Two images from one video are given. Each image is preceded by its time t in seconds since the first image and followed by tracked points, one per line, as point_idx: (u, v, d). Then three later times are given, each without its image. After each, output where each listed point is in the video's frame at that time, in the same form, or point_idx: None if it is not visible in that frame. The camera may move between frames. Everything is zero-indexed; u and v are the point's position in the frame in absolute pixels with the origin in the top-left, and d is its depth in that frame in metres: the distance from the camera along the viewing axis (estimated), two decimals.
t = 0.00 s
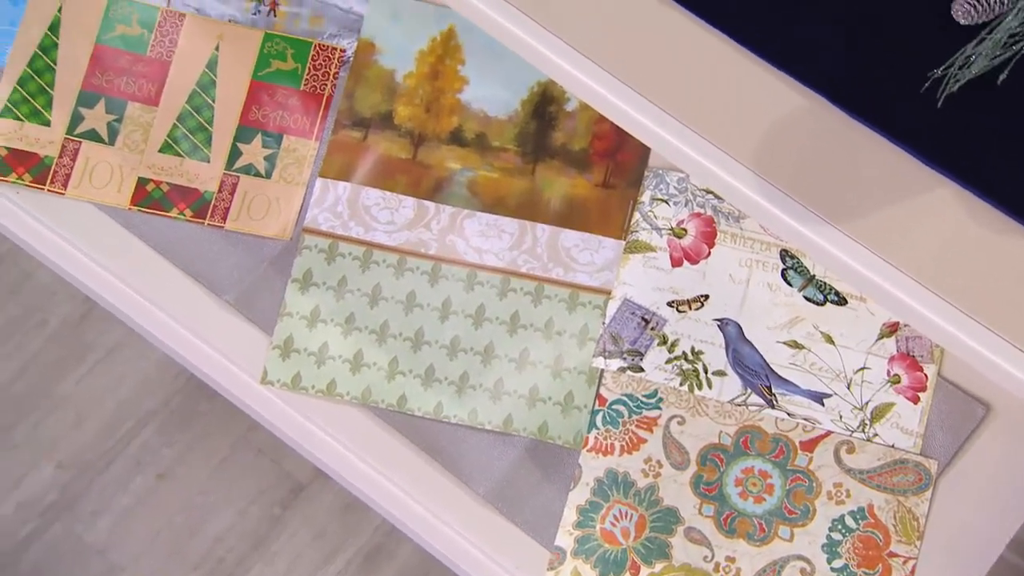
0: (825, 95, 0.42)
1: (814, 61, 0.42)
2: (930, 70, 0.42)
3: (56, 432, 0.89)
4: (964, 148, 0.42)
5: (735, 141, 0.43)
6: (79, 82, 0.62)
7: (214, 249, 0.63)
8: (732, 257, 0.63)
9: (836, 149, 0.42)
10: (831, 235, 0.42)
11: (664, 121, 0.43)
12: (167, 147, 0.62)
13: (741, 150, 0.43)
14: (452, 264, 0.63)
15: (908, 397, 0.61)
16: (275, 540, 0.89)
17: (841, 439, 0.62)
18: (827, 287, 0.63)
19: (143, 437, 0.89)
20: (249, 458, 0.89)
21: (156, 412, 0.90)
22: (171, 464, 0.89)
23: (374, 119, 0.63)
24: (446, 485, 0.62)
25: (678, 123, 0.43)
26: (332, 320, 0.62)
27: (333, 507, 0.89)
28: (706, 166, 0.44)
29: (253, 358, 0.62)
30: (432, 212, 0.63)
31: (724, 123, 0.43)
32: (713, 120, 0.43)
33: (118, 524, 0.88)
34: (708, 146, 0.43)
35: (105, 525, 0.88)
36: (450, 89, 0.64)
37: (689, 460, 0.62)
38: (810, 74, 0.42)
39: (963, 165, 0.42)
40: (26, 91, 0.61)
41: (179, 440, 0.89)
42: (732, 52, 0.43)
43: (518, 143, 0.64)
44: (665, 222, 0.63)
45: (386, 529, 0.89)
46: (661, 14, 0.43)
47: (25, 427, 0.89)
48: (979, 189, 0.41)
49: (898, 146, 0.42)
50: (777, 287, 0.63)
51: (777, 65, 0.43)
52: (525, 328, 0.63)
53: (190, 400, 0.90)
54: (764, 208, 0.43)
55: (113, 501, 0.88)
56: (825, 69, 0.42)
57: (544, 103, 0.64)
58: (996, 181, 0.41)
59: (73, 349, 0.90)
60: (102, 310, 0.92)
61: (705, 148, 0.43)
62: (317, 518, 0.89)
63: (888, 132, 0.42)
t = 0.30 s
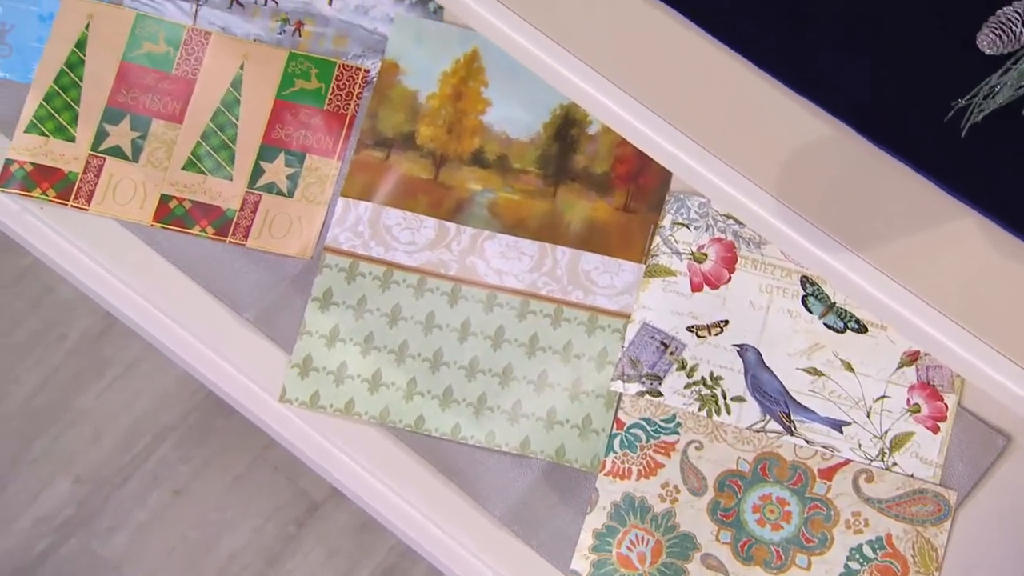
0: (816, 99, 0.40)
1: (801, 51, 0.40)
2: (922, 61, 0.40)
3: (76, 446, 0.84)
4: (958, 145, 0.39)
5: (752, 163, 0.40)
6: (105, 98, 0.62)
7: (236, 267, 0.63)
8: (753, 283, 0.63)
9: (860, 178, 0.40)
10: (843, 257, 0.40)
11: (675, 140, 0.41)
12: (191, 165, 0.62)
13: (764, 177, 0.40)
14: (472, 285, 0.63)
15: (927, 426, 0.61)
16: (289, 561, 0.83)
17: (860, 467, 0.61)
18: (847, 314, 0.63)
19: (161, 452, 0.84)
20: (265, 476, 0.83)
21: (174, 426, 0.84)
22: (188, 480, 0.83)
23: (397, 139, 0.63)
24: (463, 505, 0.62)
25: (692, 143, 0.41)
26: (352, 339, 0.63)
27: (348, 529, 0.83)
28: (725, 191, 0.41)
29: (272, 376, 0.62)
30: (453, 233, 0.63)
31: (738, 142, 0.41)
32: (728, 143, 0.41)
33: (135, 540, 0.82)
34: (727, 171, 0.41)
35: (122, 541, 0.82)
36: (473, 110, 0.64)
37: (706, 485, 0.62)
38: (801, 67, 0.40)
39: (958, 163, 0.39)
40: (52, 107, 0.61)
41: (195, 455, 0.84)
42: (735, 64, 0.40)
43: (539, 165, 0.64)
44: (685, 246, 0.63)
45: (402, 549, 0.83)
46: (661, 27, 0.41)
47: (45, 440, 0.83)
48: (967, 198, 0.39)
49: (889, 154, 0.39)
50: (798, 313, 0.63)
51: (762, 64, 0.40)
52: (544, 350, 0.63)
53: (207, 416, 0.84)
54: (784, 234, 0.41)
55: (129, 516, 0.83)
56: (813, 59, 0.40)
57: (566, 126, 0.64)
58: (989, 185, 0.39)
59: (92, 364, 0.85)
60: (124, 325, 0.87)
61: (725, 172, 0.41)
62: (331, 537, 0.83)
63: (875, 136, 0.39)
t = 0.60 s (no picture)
0: (815, 110, 0.40)
1: (802, 58, 0.40)
2: (928, 65, 0.39)
3: (94, 458, 0.83)
4: (957, 155, 0.39)
5: (765, 183, 0.42)
6: (130, 114, 0.62)
7: (258, 284, 0.63)
8: (775, 308, 0.63)
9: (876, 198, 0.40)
10: (867, 284, 0.42)
11: (695, 162, 0.43)
12: (214, 181, 0.63)
13: (783, 201, 0.42)
14: (492, 305, 0.63)
15: (948, 455, 0.61)
16: None
17: (880, 495, 0.61)
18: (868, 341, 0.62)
19: (178, 468, 0.83)
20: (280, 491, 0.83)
21: (192, 442, 0.84)
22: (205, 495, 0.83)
23: (420, 159, 0.63)
24: (478, 526, 0.62)
25: (709, 163, 0.43)
26: (371, 357, 0.63)
27: (363, 547, 0.83)
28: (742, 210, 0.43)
29: (291, 394, 0.63)
30: (474, 253, 0.63)
31: (753, 162, 0.42)
32: (744, 162, 0.42)
33: (151, 555, 0.82)
34: (745, 194, 0.42)
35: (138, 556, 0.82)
36: (496, 131, 0.64)
37: (724, 510, 0.62)
38: (800, 75, 0.40)
39: (957, 174, 0.39)
40: (78, 122, 0.62)
41: (213, 471, 0.84)
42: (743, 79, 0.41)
43: (562, 187, 0.64)
44: (706, 270, 0.63)
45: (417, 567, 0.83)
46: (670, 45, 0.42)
47: (63, 453, 0.83)
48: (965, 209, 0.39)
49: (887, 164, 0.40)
50: (819, 339, 0.62)
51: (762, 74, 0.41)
52: (563, 372, 0.63)
53: (225, 432, 0.84)
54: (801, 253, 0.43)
55: (145, 532, 0.82)
56: (813, 66, 0.40)
57: (589, 148, 0.64)
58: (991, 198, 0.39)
59: (112, 377, 0.84)
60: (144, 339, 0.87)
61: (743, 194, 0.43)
62: (346, 555, 0.83)
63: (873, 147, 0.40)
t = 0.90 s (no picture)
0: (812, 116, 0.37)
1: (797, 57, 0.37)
2: (929, 66, 0.36)
3: (112, 471, 0.83)
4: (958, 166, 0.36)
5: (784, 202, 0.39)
6: (155, 129, 0.62)
7: (278, 299, 0.63)
8: (795, 332, 0.63)
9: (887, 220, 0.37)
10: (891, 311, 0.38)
11: (718, 186, 0.39)
12: (237, 197, 0.63)
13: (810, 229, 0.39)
14: (512, 324, 0.63)
15: (967, 483, 0.60)
16: None
17: (898, 521, 0.61)
18: (889, 367, 0.62)
19: (194, 481, 0.83)
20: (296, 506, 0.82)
21: (208, 454, 0.83)
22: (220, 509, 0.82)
23: (442, 177, 0.64)
24: (494, 546, 0.62)
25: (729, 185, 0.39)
26: (390, 374, 0.63)
27: (379, 564, 0.82)
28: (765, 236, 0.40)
29: (310, 410, 0.63)
30: (494, 272, 0.63)
31: (770, 179, 0.39)
32: (766, 182, 0.39)
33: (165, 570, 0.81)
34: (769, 217, 0.39)
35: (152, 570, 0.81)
36: (518, 150, 0.64)
37: (741, 534, 0.61)
38: (795, 76, 0.37)
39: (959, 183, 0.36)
40: (103, 136, 0.62)
41: (229, 484, 0.83)
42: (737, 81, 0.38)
43: (583, 207, 0.64)
44: (727, 292, 0.63)
45: None
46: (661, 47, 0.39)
47: (82, 464, 0.83)
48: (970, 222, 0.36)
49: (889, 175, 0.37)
50: (838, 364, 0.62)
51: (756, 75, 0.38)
52: (581, 392, 0.63)
53: (243, 446, 0.83)
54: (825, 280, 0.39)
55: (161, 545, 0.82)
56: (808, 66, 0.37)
57: (610, 169, 0.64)
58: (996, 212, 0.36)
59: (131, 390, 0.84)
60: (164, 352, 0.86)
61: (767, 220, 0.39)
62: (362, 571, 0.82)
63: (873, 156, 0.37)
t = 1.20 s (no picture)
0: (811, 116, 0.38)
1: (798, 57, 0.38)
2: (929, 66, 0.37)
3: (130, 482, 0.82)
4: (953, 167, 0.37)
5: (788, 211, 0.40)
6: (179, 142, 0.63)
7: (298, 313, 0.63)
8: (815, 355, 0.62)
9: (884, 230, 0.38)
10: (894, 320, 0.40)
11: (738, 205, 0.41)
12: (259, 211, 0.63)
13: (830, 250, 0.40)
14: (531, 342, 0.63)
15: (988, 510, 0.60)
16: None
17: (917, 547, 0.60)
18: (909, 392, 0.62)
19: (212, 494, 0.83)
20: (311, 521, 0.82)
21: (227, 468, 0.83)
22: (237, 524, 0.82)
23: (463, 195, 0.64)
24: (511, 564, 0.62)
25: (732, 192, 0.41)
26: (408, 391, 0.63)
27: None
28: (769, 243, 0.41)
29: (329, 425, 0.63)
30: (514, 290, 0.63)
31: (780, 193, 0.40)
32: (778, 199, 0.40)
33: None
34: (783, 234, 0.41)
35: None
36: (540, 168, 0.64)
37: (759, 557, 0.61)
38: (797, 76, 0.38)
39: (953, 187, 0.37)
40: (128, 149, 0.62)
41: (247, 497, 0.83)
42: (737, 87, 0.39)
43: (604, 226, 0.64)
44: (747, 314, 0.63)
45: None
46: (667, 55, 0.40)
47: (101, 476, 0.82)
48: (963, 226, 0.37)
49: (885, 179, 0.38)
50: (858, 388, 0.62)
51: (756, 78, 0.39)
52: (600, 412, 0.63)
53: (260, 459, 0.83)
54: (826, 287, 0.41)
55: (179, 558, 0.82)
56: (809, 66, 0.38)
57: (632, 189, 0.64)
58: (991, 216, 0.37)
59: (151, 403, 0.83)
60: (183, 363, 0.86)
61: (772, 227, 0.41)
62: None
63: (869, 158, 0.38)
